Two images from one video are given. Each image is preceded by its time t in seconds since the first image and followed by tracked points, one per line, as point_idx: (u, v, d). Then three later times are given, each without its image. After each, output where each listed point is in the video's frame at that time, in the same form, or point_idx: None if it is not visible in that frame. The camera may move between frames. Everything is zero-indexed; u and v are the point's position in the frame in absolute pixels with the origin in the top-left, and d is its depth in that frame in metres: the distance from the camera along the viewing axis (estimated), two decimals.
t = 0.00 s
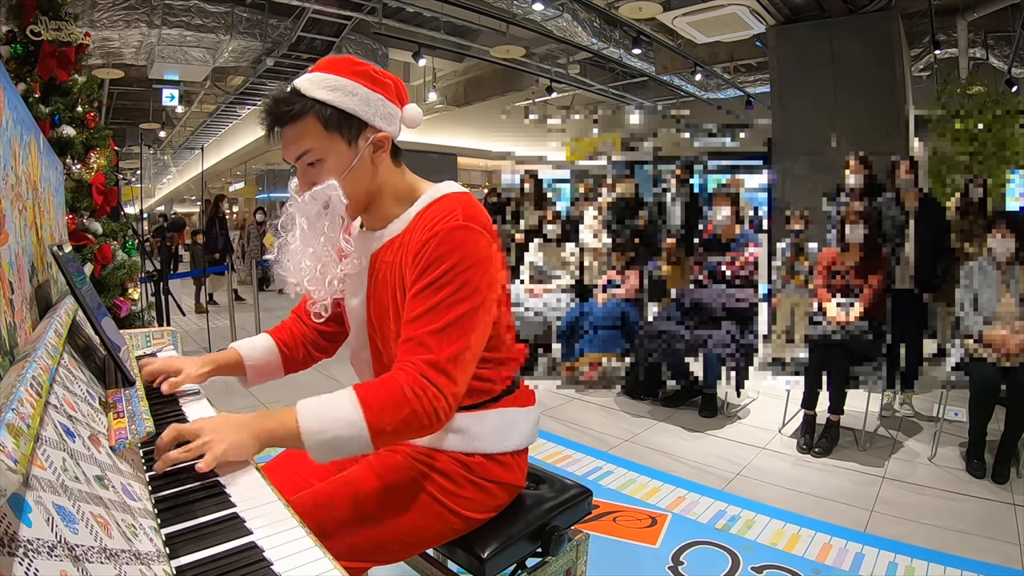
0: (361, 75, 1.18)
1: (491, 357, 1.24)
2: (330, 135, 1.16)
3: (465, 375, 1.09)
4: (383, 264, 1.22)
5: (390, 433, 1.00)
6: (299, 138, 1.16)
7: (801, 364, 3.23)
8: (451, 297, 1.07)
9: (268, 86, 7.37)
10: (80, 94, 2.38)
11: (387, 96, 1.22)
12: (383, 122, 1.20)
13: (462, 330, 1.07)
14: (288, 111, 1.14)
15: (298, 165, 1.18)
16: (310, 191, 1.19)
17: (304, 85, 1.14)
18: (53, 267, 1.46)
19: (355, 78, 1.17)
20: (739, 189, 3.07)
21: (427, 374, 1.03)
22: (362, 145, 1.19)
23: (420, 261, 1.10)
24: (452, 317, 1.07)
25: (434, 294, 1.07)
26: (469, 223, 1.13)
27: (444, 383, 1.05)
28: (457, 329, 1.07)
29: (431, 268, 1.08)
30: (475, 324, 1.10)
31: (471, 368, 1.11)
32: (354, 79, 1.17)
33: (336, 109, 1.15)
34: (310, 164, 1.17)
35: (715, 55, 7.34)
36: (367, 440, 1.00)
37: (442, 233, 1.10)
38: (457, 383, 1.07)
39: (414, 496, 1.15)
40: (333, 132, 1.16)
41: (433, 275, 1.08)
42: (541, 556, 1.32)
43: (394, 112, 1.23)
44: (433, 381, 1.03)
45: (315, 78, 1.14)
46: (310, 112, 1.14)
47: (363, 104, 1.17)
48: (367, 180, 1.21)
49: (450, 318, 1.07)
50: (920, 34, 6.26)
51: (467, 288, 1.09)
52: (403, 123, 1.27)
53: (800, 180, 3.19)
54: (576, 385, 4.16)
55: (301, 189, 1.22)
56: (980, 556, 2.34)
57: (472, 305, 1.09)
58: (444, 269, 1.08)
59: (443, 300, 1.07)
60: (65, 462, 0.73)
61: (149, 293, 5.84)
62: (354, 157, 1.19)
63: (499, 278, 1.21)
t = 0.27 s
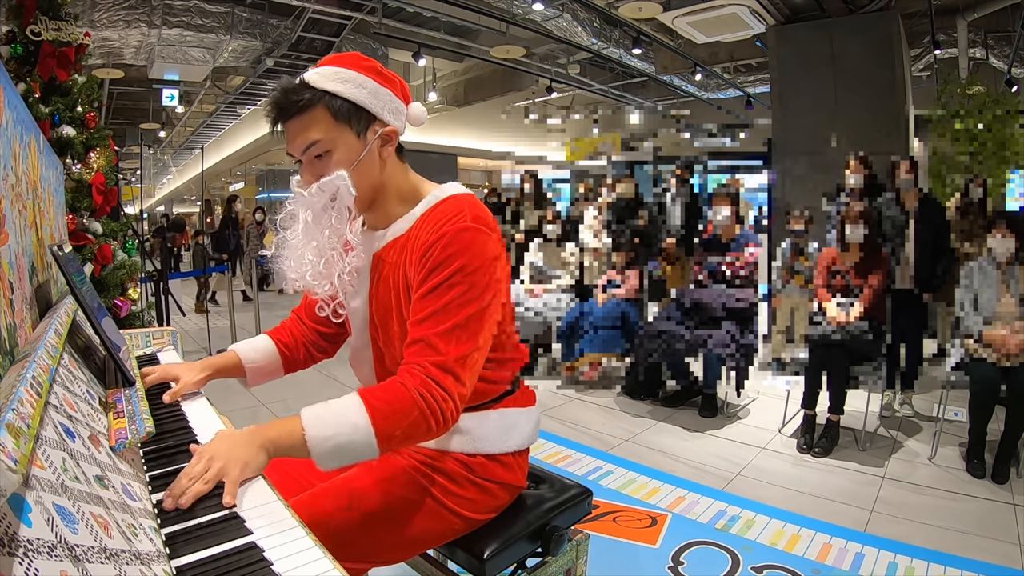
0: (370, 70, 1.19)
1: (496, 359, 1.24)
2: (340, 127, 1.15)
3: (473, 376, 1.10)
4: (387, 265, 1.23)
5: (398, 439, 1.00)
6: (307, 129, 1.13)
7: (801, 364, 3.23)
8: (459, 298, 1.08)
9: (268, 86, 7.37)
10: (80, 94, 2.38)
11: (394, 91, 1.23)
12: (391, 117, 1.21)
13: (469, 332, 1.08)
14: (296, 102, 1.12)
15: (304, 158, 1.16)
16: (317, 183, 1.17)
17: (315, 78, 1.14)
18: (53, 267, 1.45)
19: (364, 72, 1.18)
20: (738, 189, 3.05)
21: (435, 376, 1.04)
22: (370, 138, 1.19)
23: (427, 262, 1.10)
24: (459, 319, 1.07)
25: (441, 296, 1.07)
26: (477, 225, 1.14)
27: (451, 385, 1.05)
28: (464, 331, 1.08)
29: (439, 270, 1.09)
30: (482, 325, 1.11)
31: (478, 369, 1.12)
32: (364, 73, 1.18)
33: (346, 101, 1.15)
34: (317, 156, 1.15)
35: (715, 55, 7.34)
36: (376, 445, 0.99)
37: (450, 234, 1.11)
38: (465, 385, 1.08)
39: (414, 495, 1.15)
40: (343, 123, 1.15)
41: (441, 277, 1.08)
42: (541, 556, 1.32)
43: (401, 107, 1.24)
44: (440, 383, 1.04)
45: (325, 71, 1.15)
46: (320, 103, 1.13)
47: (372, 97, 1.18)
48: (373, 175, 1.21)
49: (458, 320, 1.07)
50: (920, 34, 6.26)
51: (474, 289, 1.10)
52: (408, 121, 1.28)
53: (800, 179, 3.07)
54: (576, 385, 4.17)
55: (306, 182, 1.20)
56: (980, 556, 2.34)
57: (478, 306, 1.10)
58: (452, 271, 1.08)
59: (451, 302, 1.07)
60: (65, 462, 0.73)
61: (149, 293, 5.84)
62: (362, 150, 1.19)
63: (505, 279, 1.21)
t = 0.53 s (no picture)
0: (376, 66, 1.20)
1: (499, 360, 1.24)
2: (343, 121, 1.15)
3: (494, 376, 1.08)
4: (393, 265, 1.22)
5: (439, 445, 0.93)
6: (310, 120, 1.14)
7: (801, 364, 3.23)
8: (476, 299, 1.06)
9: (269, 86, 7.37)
10: (80, 94, 2.38)
11: (400, 89, 1.23)
12: (396, 113, 1.21)
13: (490, 332, 1.07)
14: (302, 94, 1.12)
15: (307, 151, 1.15)
16: (318, 175, 1.16)
17: (320, 71, 1.14)
18: (53, 267, 1.45)
19: (370, 68, 1.19)
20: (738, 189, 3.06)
21: (466, 379, 1.00)
22: (373, 133, 1.19)
23: (439, 263, 1.09)
24: (481, 319, 1.06)
25: (459, 296, 1.05)
26: (487, 224, 1.14)
27: (480, 387, 1.03)
28: (486, 332, 1.06)
29: (454, 269, 1.07)
30: (498, 325, 1.09)
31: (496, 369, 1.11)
32: (370, 69, 1.19)
33: (350, 95, 1.15)
34: (319, 148, 1.14)
35: (715, 55, 7.34)
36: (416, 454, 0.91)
37: (462, 234, 1.10)
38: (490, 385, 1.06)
39: (414, 496, 1.15)
40: (346, 117, 1.15)
41: (456, 277, 1.06)
42: (541, 556, 1.32)
43: (406, 104, 1.24)
44: (472, 385, 1.01)
45: (332, 65, 1.15)
46: (324, 96, 1.14)
47: (376, 91, 1.18)
48: (375, 170, 1.20)
49: (478, 321, 1.05)
50: (920, 34, 6.26)
51: (490, 289, 1.09)
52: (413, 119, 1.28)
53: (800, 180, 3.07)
54: (576, 385, 4.17)
55: (307, 175, 1.19)
56: (980, 556, 2.34)
57: (496, 306, 1.09)
58: (466, 271, 1.07)
59: (469, 302, 1.05)
60: (64, 462, 0.73)
61: (149, 293, 5.84)
62: (365, 145, 1.18)
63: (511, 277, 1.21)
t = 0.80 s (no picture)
0: (387, 61, 1.20)
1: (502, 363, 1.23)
2: (348, 113, 1.16)
3: (499, 377, 1.09)
4: (396, 265, 1.22)
5: (432, 446, 0.98)
6: (318, 111, 1.16)
7: (801, 364, 3.23)
8: (480, 302, 1.07)
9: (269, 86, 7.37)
10: (79, 94, 2.38)
11: (411, 86, 1.23)
12: (403, 109, 1.21)
13: (494, 335, 1.08)
14: (311, 84, 1.15)
15: (313, 140, 1.18)
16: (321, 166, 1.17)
17: (331, 63, 1.15)
18: (53, 267, 1.45)
19: (381, 62, 1.19)
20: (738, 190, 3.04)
21: (467, 382, 1.03)
22: (379, 127, 1.19)
23: (445, 263, 1.10)
24: (485, 322, 1.07)
25: (463, 299, 1.07)
26: (492, 227, 1.14)
27: (482, 390, 1.05)
28: (490, 335, 1.07)
29: (459, 271, 1.08)
30: (503, 327, 1.11)
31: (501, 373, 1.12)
32: (380, 63, 1.19)
33: (358, 88, 1.16)
34: (324, 139, 1.17)
35: (715, 55, 7.34)
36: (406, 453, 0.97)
37: (467, 236, 1.10)
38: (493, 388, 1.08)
39: (414, 497, 1.15)
40: (353, 110, 1.16)
41: (460, 279, 1.07)
42: (541, 556, 1.32)
43: (415, 100, 1.24)
44: (473, 388, 1.03)
45: (343, 58, 1.16)
46: (332, 88, 1.15)
47: (385, 86, 1.18)
48: (379, 164, 1.21)
49: (483, 323, 1.07)
50: (920, 34, 6.26)
51: (496, 292, 1.10)
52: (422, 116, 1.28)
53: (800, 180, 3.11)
54: (576, 385, 4.17)
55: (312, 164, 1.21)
56: (980, 556, 2.34)
57: (501, 309, 1.10)
58: (471, 273, 1.07)
59: (476, 304, 1.06)
60: (64, 462, 0.73)
61: (149, 294, 5.84)
62: (369, 138, 1.19)
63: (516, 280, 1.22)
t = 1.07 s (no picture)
0: (395, 61, 1.19)
1: (500, 367, 1.23)
2: (355, 116, 1.16)
3: (473, 383, 1.10)
4: (399, 264, 1.22)
5: (389, 441, 1.00)
6: (323, 113, 1.16)
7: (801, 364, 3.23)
8: (471, 303, 1.08)
9: (269, 86, 7.37)
10: (79, 94, 2.38)
11: (419, 86, 1.23)
12: (411, 111, 1.21)
13: (475, 338, 1.09)
14: (319, 85, 1.15)
15: (319, 142, 1.18)
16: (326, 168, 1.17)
17: (338, 64, 1.15)
18: (53, 268, 1.45)
19: (388, 63, 1.18)
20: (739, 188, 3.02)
21: (436, 382, 1.04)
22: (385, 131, 1.19)
23: (439, 265, 1.11)
24: (467, 325, 1.08)
25: (454, 300, 1.08)
26: (492, 232, 1.14)
27: (451, 393, 1.06)
28: (470, 338, 1.08)
29: (454, 272, 1.09)
30: (489, 332, 1.12)
31: (481, 378, 1.12)
32: (388, 64, 1.18)
33: (365, 91, 1.16)
34: (331, 142, 1.17)
35: (715, 55, 7.34)
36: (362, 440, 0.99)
37: (469, 238, 1.11)
38: (465, 392, 1.08)
39: (413, 497, 1.16)
40: (358, 113, 1.16)
41: (454, 279, 1.09)
42: (541, 556, 1.32)
43: (423, 102, 1.23)
44: (440, 389, 1.04)
45: (350, 58, 1.15)
46: (339, 90, 1.15)
47: (392, 88, 1.18)
48: (384, 166, 1.21)
49: (465, 326, 1.08)
50: (920, 34, 6.26)
51: (484, 296, 1.10)
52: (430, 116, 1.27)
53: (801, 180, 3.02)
54: (576, 385, 4.17)
55: (319, 166, 1.21)
56: (980, 556, 2.34)
57: (488, 313, 1.11)
58: (466, 275, 1.09)
59: (460, 306, 1.08)
60: (65, 462, 0.73)
61: (149, 294, 5.83)
62: (375, 142, 1.19)
63: (519, 287, 1.21)
